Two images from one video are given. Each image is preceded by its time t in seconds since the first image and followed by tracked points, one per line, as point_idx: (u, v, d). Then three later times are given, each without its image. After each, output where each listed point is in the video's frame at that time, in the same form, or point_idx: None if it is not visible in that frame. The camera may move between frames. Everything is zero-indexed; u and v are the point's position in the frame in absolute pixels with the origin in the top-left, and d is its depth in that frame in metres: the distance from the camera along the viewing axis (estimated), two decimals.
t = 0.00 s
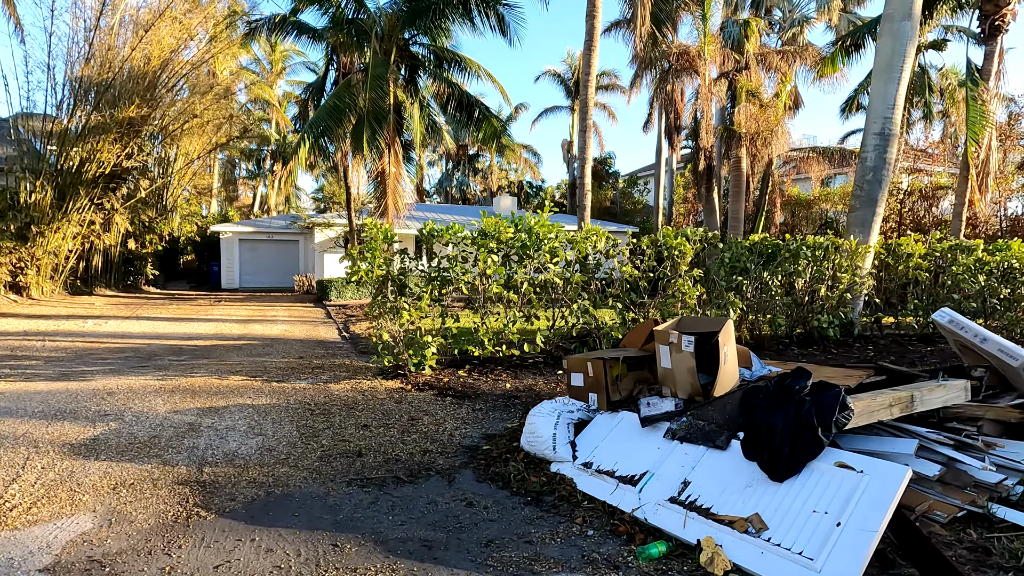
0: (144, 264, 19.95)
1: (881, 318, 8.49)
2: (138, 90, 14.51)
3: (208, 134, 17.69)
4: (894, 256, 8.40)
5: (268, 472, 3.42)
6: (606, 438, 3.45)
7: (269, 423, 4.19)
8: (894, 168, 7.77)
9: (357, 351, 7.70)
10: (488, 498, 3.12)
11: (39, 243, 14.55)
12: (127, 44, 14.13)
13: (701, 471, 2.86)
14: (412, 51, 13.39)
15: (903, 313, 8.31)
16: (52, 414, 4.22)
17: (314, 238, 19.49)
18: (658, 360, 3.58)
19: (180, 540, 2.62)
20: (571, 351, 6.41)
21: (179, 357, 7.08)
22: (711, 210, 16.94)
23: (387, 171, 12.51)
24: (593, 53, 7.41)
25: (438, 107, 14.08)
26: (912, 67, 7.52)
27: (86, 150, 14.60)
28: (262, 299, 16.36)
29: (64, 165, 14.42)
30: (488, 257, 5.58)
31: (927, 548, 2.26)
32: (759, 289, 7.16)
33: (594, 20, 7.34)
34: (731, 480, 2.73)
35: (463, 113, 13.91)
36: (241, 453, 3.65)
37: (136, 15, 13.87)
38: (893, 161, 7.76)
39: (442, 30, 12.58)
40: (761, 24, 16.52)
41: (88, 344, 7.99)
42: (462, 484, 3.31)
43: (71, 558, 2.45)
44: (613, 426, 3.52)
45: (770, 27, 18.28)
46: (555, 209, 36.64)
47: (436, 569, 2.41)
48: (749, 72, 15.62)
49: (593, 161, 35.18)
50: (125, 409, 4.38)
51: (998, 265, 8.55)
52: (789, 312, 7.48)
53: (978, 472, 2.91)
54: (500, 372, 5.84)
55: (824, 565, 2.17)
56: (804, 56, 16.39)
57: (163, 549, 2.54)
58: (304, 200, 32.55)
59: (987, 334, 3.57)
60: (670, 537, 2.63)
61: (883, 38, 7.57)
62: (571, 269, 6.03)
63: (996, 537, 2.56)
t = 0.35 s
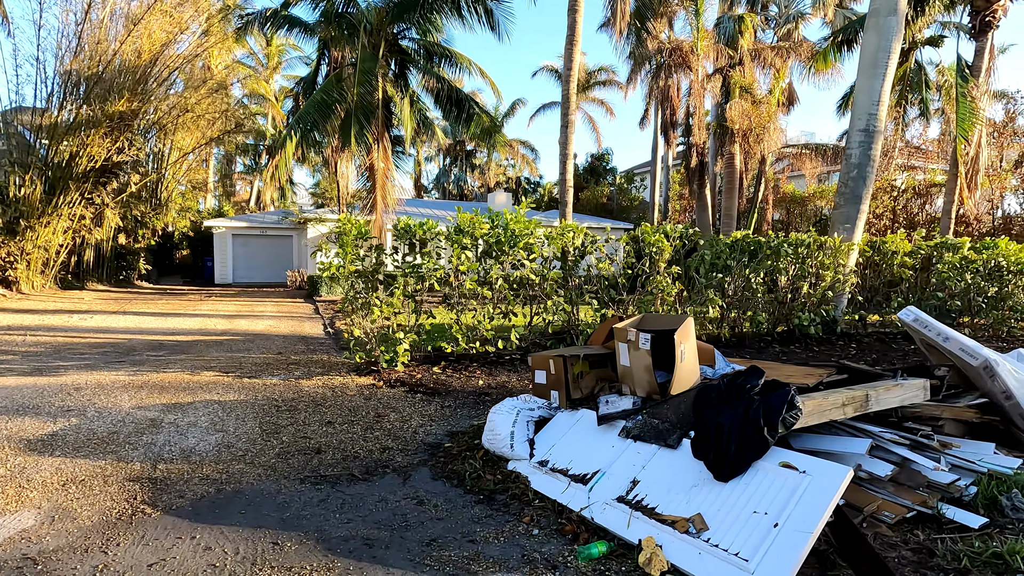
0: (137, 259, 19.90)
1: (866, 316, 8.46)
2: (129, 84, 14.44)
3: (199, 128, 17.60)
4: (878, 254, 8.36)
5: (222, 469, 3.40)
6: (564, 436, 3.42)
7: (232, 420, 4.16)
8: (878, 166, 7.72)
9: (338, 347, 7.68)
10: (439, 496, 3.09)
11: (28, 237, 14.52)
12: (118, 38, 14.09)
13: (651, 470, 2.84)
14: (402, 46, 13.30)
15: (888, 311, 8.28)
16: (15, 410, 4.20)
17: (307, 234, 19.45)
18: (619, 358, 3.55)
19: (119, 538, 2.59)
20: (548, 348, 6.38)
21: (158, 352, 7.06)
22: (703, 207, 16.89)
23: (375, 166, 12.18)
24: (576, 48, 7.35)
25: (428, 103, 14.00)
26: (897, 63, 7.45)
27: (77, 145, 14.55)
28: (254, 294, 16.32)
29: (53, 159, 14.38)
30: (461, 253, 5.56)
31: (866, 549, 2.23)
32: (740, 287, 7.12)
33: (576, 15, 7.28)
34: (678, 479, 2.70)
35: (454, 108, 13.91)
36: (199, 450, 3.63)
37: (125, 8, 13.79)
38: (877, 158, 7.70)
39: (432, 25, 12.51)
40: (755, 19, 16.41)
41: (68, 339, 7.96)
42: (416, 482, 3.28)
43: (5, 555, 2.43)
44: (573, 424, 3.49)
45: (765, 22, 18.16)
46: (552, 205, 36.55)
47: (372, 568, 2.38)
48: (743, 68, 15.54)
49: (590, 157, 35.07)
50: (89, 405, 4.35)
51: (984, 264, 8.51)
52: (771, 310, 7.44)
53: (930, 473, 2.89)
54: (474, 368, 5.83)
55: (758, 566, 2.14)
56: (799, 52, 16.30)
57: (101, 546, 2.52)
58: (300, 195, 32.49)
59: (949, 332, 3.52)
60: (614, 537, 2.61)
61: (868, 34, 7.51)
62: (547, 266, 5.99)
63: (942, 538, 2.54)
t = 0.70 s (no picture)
0: (130, 254, 19.88)
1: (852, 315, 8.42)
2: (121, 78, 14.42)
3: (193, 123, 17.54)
4: (864, 251, 8.31)
5: (178, 466, 3.37)
6: (522, 434, 3.39)
7: (196, 416, 4.14)
8: (865, 163, 7.66)
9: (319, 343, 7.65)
10: (391, 495, 3.06)
11: (20, 231, 14.50)
12: (110, 31, 14.06)
13: (602, 470, 2.80)
14: (393, 40, 13.23)
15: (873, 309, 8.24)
16: None
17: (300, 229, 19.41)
18: (579, 356, 3.51)
19: (60, 535, 2.57)
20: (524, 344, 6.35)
21: (137, 347, 7.04)
22: (697, 204, 16.82)
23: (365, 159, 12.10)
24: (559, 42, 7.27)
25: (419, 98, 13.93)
26: (884, 59, 7.38)
27: (68, 139, 14.52)
28: (246, 290, 16.28)
29: (45, 153, 14.34)
30: (435, 249, 5.52)
31: (805, 552, 2.20)
32: (723, 284, 7.07)
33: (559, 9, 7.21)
34: (627, 478, 2.67)
35: (445, 103, 13.85)
36: (157, 446, 3.61)
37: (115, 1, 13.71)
38: (863, 155, 7.64)
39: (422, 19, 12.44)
40: (752, 14, 16.28)
41: (51, 334, 7.95)
42: (372, 480, 3.26)
43: None
44: (533, 421, 3.46)
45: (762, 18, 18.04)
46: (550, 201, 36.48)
47: (309, 568, 2.35)
48: (738, 64, 15.47)
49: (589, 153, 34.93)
50: (54, 400, 4.33)
51: (972, 262, 8.46)
52: (755, 308, 7.40)
53: (885, 473, 2.86)
54: (448, 365, 5.81)
55: (693, 569, 2.11)
56: (794, 48, 16.19)
57: (39, 544, 2.49)
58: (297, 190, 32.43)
59: (914, 332, 3.47)
60: (559, 537, 2.58)
61: (855, 29, 7.44)
62: (524, 262, 5.95)
63: (890, 541, 2.50)
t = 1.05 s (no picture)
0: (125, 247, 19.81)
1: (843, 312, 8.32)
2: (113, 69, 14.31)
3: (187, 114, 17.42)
4: (855, 247, 8.18)
5: (132, 461, 3.30)
6: (485, 431, 3.30)
7: (160, 410, 4.07)
8: (856, 157, 7.53)
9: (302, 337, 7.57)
10: (345, 492, 2.99)
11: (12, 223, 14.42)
12: (103, 21, 13.96)
13: (558, 468, 2.72)
14: (385, 31, 13.11)
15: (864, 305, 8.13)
16: None
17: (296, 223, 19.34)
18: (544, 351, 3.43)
19: None
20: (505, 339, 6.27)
21: (117, 340, 6.97)
22: (694, 199, 16.68)
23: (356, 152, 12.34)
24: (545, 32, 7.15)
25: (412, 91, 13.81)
26: (877, 51, 7.23)
27: (60, 131, 14.41)
28: (239, 283, 16.21)
29: (37, 145, 14.25)
30: (412, 242, 5.44)
31: (755, 556, 2.11)
32: (710, 280, 6.97)
33: None
34: (582, 478, 2.58)
35: (438, 96, 13.73)
36: (115, 441, 3.54)
37: None
38: (855, 149, 7.51)
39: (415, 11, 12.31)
40: (751, 7, 16.09)
41: (33, 326, 7.89)
42: (329, 476, 3.18)
43: None
44: (497, 417, 3.38)
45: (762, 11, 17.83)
46: (549, 196, 36.34)
47: (246, 568, 2.28)
48: (736, 57, 15.31)
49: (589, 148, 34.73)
50: (18, 393, 4.26)
51: (966, 258, 8.34)
52: (743, 304, 7.30)
53: (851, 475, 2.77)
54: (426, 359, 5.74)
55: (636, 573, 2.03)
56: (794, 42, 15.99)
57: None
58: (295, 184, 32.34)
59: (888, 329, 3.38)
60: (510, 537, 2.50)
61: (848, 20, 7.29)
62: (504, 256, 5.86)
63: (850, 544, 2.41)
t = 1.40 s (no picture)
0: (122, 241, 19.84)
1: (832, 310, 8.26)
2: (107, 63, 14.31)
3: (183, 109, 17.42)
4: (843, 244, 8.12)
5: (91, 456, 3.29)
6: (445, 428, 3.29)
7: (128, 405, 4.07)
8: (844, 154, 7.46)
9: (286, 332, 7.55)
10: (299, 489, 2.98)
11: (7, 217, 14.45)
12: (97, 15, 13.96)
13: (509, 467, 2.70)
14: (378, 25, 13.09)
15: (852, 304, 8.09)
16: None
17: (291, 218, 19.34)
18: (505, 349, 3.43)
19: None
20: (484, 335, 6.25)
21: (100, 334, 6.97)
22: (689, 195, 16.60)
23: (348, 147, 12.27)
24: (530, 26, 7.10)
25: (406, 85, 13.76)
26: (866, 47, 7.16)
27: (55, 125, 14.43)
28: (233, 278, 16.22)
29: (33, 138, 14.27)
30: (388, 238, 5.43)
31: (690, 557, 2.10)
32: (694, 277, 6.92)
33: None
34: (530, 477, 2.56)
35: (431, 91, 13.68)
36: (76, 436, 3.53)
37: None
38: (843, 146, 7.44)
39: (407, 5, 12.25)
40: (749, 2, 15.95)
41: (19, 320, 7.90)
42: (286, 473, 3.17)
43: None
44: (458, 414, 3.36)
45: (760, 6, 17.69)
46: (549, 191, 36.25)
47: (184, 565, 2.27)
48: (732, 53, 15.23)
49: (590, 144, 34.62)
50: None
51: (957, 257, 8.27)
52: (727, 302, 7.26)
53: (806, 476, 2.74)
54: (402, 356, 5.72)
55: (568, 573, 2.01)
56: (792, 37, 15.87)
57: None
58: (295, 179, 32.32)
59: (853, 328, 3.33)
60: (455, 536, 2.48)
61: (837, 16, 7.20)
62: (483, 252, 5.82)
63: (796, 545, 2.39)
